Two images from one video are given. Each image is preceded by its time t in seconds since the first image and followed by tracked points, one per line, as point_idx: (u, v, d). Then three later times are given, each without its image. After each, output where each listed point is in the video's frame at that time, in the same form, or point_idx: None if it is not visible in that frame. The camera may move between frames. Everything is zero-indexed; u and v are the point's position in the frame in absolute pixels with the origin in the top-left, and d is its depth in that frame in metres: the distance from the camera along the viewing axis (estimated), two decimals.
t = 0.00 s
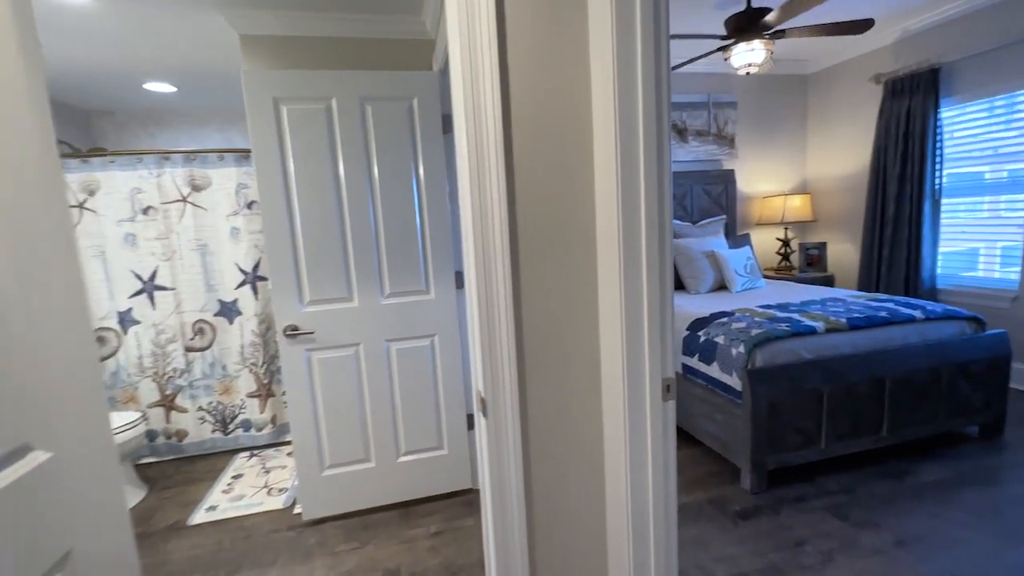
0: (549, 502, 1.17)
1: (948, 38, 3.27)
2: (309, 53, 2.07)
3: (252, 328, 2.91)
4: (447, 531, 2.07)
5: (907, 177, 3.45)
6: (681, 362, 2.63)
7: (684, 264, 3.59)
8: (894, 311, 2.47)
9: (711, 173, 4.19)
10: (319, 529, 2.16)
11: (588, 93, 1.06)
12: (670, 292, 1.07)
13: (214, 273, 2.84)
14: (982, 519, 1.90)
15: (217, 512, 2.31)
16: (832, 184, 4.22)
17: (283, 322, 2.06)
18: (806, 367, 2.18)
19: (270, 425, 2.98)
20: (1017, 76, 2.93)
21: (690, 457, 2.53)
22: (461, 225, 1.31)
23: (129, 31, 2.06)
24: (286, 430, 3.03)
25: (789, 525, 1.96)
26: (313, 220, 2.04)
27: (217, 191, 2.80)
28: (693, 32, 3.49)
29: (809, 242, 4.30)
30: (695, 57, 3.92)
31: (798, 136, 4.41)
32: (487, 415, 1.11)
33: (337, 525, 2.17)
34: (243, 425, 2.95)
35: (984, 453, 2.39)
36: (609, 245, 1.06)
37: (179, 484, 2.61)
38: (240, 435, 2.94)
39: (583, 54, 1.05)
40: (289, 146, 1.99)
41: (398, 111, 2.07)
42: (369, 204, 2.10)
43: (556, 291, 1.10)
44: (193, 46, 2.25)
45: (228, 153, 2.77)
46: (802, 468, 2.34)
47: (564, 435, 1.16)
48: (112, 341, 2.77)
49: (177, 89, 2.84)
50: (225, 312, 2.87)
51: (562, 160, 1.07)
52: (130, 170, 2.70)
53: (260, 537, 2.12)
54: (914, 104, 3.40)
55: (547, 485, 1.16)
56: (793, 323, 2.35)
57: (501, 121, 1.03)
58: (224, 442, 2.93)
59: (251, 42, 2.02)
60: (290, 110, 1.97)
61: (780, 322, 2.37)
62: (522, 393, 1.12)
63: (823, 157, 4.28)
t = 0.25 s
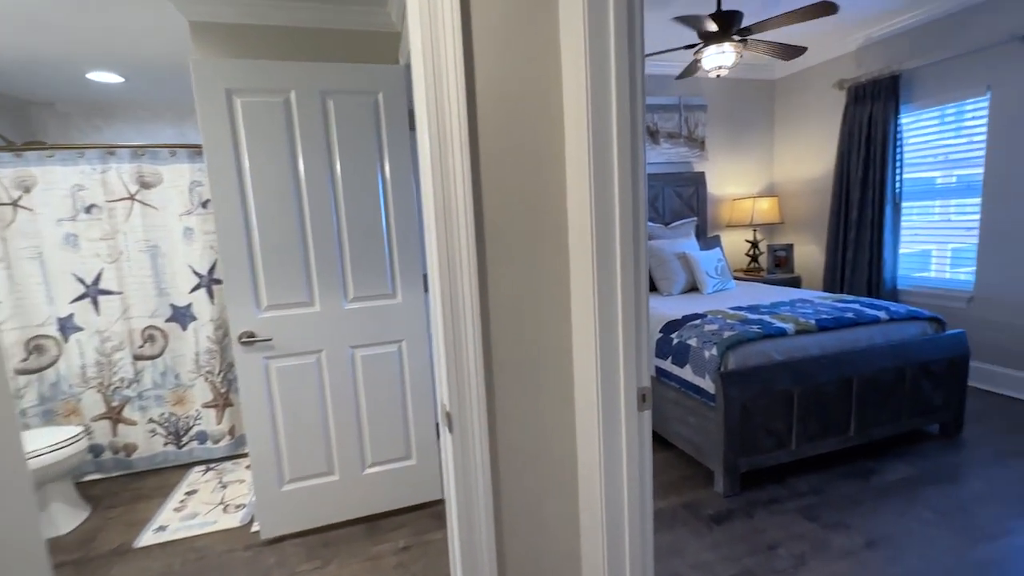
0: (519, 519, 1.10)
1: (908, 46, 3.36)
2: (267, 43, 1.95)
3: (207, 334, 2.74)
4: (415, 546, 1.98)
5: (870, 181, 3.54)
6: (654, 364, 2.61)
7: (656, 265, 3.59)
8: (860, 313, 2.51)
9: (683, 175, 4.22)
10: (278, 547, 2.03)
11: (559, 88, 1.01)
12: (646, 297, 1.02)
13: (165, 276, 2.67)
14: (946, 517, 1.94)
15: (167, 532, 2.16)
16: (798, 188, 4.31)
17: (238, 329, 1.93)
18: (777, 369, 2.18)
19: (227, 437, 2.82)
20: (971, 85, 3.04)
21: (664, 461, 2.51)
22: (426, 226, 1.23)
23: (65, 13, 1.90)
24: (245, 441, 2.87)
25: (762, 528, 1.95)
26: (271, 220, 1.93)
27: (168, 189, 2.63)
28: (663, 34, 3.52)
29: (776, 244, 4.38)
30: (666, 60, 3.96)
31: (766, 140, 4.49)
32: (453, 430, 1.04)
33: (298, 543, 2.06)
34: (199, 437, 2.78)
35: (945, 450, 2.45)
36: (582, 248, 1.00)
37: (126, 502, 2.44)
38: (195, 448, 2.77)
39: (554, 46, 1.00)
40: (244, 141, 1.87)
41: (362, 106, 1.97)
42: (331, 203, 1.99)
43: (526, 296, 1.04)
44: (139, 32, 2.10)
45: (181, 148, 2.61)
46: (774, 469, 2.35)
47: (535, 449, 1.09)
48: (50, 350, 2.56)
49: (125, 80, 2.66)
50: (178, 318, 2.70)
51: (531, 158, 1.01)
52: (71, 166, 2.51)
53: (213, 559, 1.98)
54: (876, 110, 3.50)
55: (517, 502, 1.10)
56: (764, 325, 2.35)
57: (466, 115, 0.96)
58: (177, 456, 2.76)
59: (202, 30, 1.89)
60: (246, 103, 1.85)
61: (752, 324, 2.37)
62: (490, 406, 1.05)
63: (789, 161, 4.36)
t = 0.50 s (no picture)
0: (483, 546, 1.02)
1: (868, 54, 3.46)
2: (211, 28, 1.80)
3: (150, 341, 2.54)
4: (376, 566, 1.87)
5: (830, 185, 3.62)
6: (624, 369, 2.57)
7: (625, 268, 3.57)
8: (825, 315, 2.54)
9: (651, 177, 4.23)
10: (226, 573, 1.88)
11: (525, 80, 0.93)
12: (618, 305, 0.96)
13: (102, 279, 2.46)
14: (908, 516, 1.97)
15: (100, 560, 1.97)
16: (762, 191, 4.39)
17: (180, 337, 1.78)
18: (746, 372, 2.17)
19: (173, 452, 2.62)
20: (924, 93, 3.15)
21: (635, 467, 2.47)
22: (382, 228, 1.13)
23: None
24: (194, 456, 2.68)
25: (733, 534, 1.93)
26: (217, 220, 1.78)
27: (105, 184, 2.42)
28: (631, 36, 3.51)
29: (742, 247, 4.45)
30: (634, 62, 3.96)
31: (731, 144, 4.56)
32: (409, 451, 0.95)
33: (249, 567, 1.91)
34: (141, 453, 2.58)
35: (904, 449, 2.50)
36: (550, 252, 0.92)
37: (56, 527, 2.22)
38: (137, 465, 2.57)
39: (519, 34, 0.92)
40: (186, 134, 1.72)
41: (317, 99, 1.85)
42: (284, 202, 1.86)
43: (490, 304, 0.96)
44: (66, 12, 1.91)
45: (119, 141, 2.41)
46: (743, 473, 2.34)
47: (500, 469, 1.01)
48: None
49: (56, 65, 2.44)
50: (116, 325, 2.49)
51: (495, 155, 0.93)
52: None
53: None
54: (835, 116, 3.58)
55: (481, 527, 1.01)
56: (733, 328, 2.34)
57: (423, 107, 0.88)
58: (116, 474, 2.54)
59: (137, 11, 1.72)
60: (187, 92, 1.70)
61: (721, 327, 2.36)
62: (451, 424, 0.96)
63: (753, 165, 4.44)
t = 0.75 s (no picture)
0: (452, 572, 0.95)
1: (835, 60, 3.52)
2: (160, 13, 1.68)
3: (97, 349, 2.37)
4: None
5: (800, 188, 3.68)
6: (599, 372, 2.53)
7: (601, 269, 3.55)
8: (797, 317, 2.56)
9: (626, 179, 4.22)
10: None
11: (495, 71, 0.86)
12: (595, 314, 0.90)
13: (43, 282, 2.28)
14: (878, 517, 1.98)
15: None
16: (734, 194, 4.44)
17: (126, 346, 1.64)
18: (721, 375, 2.16)
19: (123, 466, 2.45)
20: (889, 99, 3.23)
21: (610, 472, 2.43)
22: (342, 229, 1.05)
23: None
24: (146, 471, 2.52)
25: (709, 540, 1.91)
26: (167, 219, 1.65)
27: (46, 180, 2.24)
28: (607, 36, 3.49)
29: (714, 248, 4.49)
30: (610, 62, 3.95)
31: (704, 147, 4.60)
32: (370, 472, 0.87)
33: None
34: (87, 469, 2.40)
35: (872, 449, 2.54)
36: (522, 256, 0.86)
37: None
38: (82, 481, 2.39)
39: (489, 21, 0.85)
40: (131, 125, 1.59)
41: (278, 92, 1.74)
42: (242, 200, 1.74)
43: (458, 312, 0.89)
44: None
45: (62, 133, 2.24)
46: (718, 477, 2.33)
47: (470, 489, 0.94)
48: None
49: None
50: (59, 331, 2.32)
51: (463, 152, 0.86)
52: None
53: None
54: (805, 120, 3.64)
55: (450, 552, 0.94)
56: (708, 331, 2.33)
57: (384, 98, 0.80)
58: (58, 491, 2.36)
59: None
60: (133, 81, 1.57)
61: (696, 330, 2.34)
62: (415, 443, 0.89)
63: (726, 168, 4.49)
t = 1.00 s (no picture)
0: None
1: (803, 66, 3.58)
2: None
3: (31, 358, 2.18)
4: None
5: (769, 191, 3.73)
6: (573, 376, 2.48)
7: (574, 271, 3.51)
8: (768, 319, 2.57)
9: (599, 180, 4.20)
10: None
11: (461, 55, 0.79)
12: (568, 321, 0.84)
13: None
14: (848, 518, 1.99)
15: None
16: (705, 196, 4.48)
17: (58, 356, 1.49)
18: (695, 378, 2.14)
19: (61, 484, 2.26)
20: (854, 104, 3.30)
21: (584, 478, 2.39)
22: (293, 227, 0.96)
23: None
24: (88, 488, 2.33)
25: (684, 546, 1.88)
26: (104, 216, 1.51)
27: None
28: (581, 35, 3.46)
29: (686, 250, 4.52)
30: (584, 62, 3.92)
31: (676, 149, 4.63)
32: (321, 496, 0.79)
33: None
34: (19, 488, 2.20)
35: (840, 448, 2.57)
36: (490, 260, 0.79)
37: None
38: (14, 501, 2.19)
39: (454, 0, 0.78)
40: (62, 114, 1.45)
41: (231, 81, 1.62)
42: (190, 197, 1.61)
43: (420, 323, 0.81)
44: None
45: None
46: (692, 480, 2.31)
47: (434, 512, 0.86)
48: None
49: None
50: None
51: (425, 143, 0.78)
52: None
53: None
54: (773, 124, 3.69)
55: None
56: (682, 333, 2.31)
57: (333, 85, 0.72)
58: None
59: None
60: (64, 65, 1.43)
61: (670, 333, 2.32)
62: (373, 462, 0.81)
63: (697, 170, 4.53)
